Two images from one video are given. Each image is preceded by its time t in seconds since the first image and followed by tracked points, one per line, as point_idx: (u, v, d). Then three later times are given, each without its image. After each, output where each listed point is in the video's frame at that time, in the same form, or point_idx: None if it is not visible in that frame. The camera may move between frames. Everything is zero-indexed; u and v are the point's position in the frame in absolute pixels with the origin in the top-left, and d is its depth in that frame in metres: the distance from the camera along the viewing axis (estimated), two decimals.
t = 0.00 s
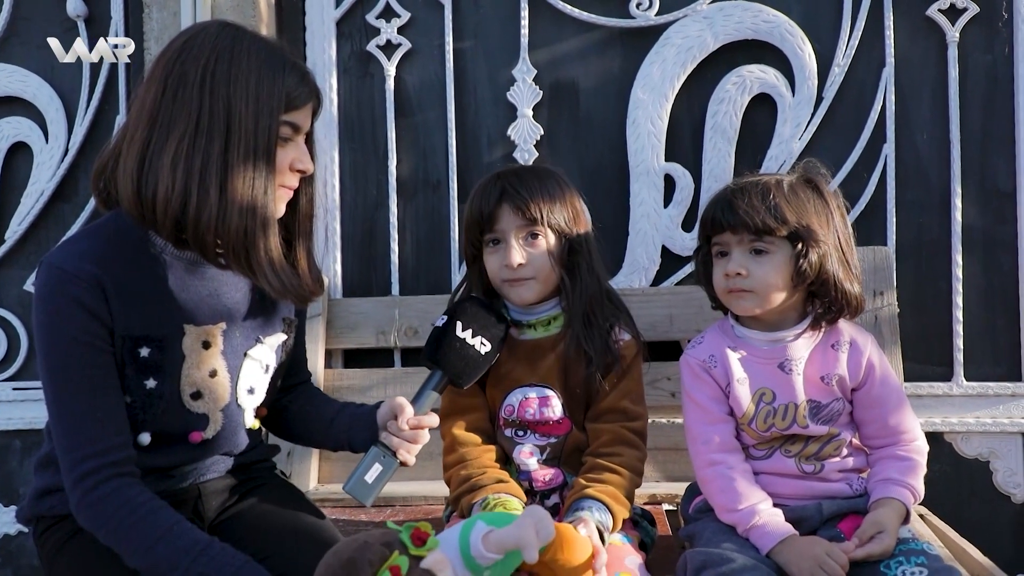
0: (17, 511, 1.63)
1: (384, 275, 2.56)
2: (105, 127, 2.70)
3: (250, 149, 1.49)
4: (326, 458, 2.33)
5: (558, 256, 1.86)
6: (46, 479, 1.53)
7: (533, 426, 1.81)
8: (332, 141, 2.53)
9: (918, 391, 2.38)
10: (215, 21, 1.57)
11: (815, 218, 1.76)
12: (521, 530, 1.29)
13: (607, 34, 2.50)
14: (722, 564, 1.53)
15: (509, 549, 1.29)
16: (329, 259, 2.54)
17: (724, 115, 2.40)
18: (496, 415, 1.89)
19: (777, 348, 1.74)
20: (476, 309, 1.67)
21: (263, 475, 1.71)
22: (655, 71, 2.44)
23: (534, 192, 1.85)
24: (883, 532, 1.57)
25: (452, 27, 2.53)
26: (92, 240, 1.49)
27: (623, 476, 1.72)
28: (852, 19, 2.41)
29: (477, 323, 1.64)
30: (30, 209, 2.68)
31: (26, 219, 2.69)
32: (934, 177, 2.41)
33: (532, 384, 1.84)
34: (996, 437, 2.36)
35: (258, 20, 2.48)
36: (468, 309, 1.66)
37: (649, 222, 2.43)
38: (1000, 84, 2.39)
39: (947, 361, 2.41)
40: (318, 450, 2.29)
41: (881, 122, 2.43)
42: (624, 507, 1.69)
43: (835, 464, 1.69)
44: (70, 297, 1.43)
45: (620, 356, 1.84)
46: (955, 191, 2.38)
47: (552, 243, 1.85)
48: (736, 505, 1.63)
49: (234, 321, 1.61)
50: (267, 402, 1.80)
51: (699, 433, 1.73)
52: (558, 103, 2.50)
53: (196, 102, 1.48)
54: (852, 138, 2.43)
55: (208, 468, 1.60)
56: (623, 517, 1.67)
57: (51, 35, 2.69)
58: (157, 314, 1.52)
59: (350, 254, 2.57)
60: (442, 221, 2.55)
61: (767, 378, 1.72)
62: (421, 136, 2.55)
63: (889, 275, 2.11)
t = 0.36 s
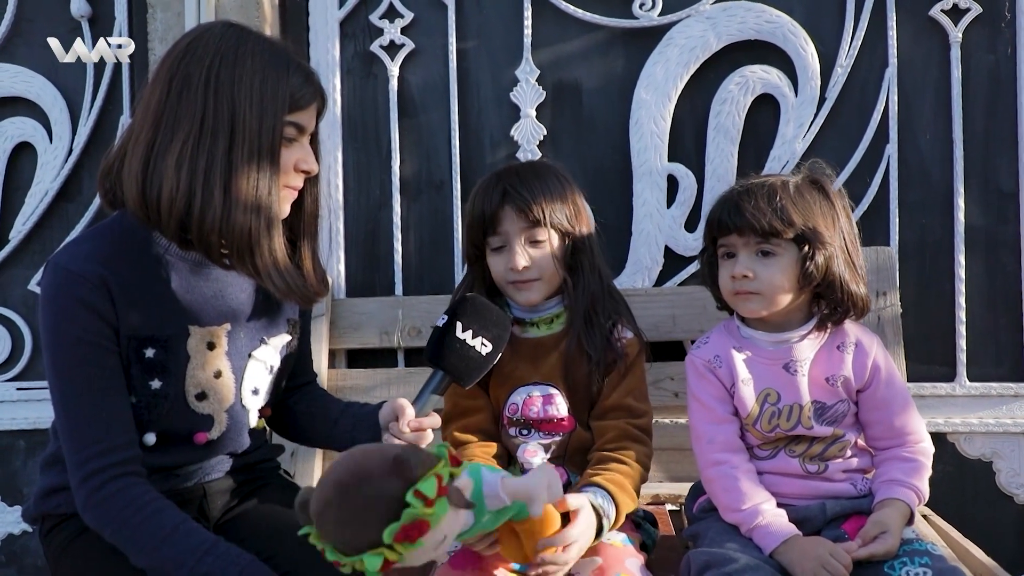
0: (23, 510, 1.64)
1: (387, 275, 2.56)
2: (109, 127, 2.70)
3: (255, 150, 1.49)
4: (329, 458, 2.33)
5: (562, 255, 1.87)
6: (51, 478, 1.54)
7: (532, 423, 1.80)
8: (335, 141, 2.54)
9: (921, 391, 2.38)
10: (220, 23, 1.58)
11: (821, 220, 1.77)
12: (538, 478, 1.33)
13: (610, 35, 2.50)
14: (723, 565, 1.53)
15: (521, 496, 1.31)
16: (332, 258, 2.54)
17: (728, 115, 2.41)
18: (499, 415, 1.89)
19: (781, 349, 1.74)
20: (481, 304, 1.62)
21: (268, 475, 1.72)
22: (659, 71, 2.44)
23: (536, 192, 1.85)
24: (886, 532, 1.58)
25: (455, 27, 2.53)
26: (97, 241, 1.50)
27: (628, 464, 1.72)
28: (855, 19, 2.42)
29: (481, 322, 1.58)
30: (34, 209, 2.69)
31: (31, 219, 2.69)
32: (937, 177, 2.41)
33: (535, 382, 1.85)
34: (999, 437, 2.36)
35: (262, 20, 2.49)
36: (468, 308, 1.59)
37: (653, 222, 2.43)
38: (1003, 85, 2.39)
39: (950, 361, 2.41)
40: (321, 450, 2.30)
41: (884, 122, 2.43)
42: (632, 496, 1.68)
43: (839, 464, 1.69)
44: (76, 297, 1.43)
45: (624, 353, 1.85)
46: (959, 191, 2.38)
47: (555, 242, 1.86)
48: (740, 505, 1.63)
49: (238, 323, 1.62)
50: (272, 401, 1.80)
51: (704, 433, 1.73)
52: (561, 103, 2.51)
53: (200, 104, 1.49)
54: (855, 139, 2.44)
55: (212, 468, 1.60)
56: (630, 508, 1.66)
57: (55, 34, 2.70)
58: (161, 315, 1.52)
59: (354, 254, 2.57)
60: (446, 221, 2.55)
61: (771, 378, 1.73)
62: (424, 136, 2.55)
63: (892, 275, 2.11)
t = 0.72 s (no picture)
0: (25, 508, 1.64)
1: (388, 274, 2.57)
2: (110, 126, 2.71)
3: (256, 149, 1.49)
4: (330, 457, 2.33)
5: (576, 258, 1.88)
6: (54, 477, 1.54)
7: (546, 417, 1.70)
8: (337, 141, 2.54)
9: (921, 391, 2.39)
10: (220, 22, 1.58)
11: (823, 220, 1.77)
12: (569, 433, 1.40)
13: (612, 35, 2.51)
14: (724, 560, 1.54)
15: (556, 448, 1.36)
16: (333, 258, 2.55)
17: (729, 116, 2.41)
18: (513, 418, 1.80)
19: (784, 348, 1.75)
20: (488, 305, 1.64)
21: (270, 475, 1.72)
22: (660, 72, 2.44)
23: (549, 198, 1.84)
24: (887, 529, 1.58)
25: (457, 27, 2.54)
26: (99, 241, 1.50)
27: (653, 428, 1.72)
28: (856, 20, 2.42)
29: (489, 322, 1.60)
30: (36, 208, 2.69)
31: (32, 218, 2.70)
32: (938, 178, 2.42)
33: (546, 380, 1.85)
34: (999, 437, 2.36)
35: (264, 20, 2.50)
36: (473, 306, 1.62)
37: (654, 222, 2.44)
38: (1004, 86, 2.40)
39: (950, 361, 2.42)
40: (322, 449, 2.30)
41: (884, 123, 2.43)
42: (656, 456, 1.66)
43: (840, 462, 1.70)
44: (78, 298, 1.43)
45: (635, 345, 1.86)
46: (959, 192, 2.39)
47: (569, 247, 1.86)
48: (741, 501, 1.64)
49: (238, 322, 1.62)
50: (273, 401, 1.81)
51: (706, 430, 1.73)
52: (563, 103, 2.51)
53: (201, 103, 1.49)
54: (856, 140, 2.44)
55: (214, 467, 1.61)
56: (653, 465, 1.65)
57: (56, 34, 2.70)
58: (163, 314, 1.53)
59: (355, 253, 2.58)
60: (447, 221, 2.56)
61: (773, 377, 1.73)
62: (426, 136, 2.55)
63: (893, 276, 2.12)
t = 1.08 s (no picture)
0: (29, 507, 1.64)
1: (391, 275, 2.57)
2: (113, 126, 2.71)
3: (262, 151, 1.50)
4: (332, 457, 2.34)
5: (582, 260, 1.88)
6: (59, 476, 1.55)
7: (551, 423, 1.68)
8: (340, 141, 2.55)
9: (922, 394, 2.39)
10: (226, 23, 1.59)
11: (825, 223, 1.78)
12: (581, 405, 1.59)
13: (614, 38, 2.51)
14: (730, 553, 1.55)
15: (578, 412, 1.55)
16: (336, 258, 2.55)
17: (731, 118, 2.42)
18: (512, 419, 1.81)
19: (786, 350, 1.75)
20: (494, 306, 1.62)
21: (272, 474, 1.72)
22: (662, 74, 2.45)
23: (558, 200, 1.84)
24: (885, 526, 1.58)
25: (460, 28, 2.54)
26: (106, 241, 1.50)
27: (639, 431, 1.77)
28: (858, 23, 2.43)
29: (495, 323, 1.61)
30: (38, 208, 2.70)
31: (35, 218, 2.70)
32: (939, 181, 2.43)
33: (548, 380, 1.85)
34: (999, 440, 2.37)
35: (267, 21, 2.50)
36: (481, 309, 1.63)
37: (656, 224, 2.44)
38: (1005, 89, 2.40)
39: (951, 364, 2.42)
40: (325, 450, 2.30)
41: (886, 126, 2.44)
42: (636, 455, 1.71)
43: (841, 463, 1.70)
44: (84, 299, 1.44)
45: (637, 348, 1.87)
46: (960, 195, 2.39)
47: (576, 249, 1.86)
48: (742, 500, 1.65)
49: (243, 323, 1.62)
50: (278, 401, 1.82)
51: (708, 431, 1.74)
52: (565, 105, 2.52)
53: (208, 105, 1.50)
54: (858, 142, 2.45)
55: (217, 467, 1.61)
56: (632, 462, 1.70)
57: (60, 34, 2.71)
58: (167, 314, 1.53)
59: (357, 254, 2.58)
60: (449, 223, 2.56)
61: (776, 378, 1.74)
62: (428, 138, 2.56)
63: (894, 278, 2.12)
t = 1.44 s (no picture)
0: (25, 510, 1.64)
1: (388, 277, 2.57)
2: (111, 128, 2.71)
3: (263, 154, 1.50)
4: (330, 459, 2.34)
5: (580, 265, 1.87)
6: (55, 478, 1.54)
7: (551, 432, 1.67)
8: (338, 143, 2.54)
9: (920, 396, 2.39)
10: (226, 27, 1.59)
11: (823, 225, 1.78)
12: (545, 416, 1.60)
13: (612, 40, 2.51)
14: (730, 556, 1.54)
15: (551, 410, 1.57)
16: (334, 260, 2.55)
17: (729, 120, 2.42)
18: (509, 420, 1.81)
19: (785, 351, 1.75)
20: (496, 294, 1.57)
21: (270, 477, 1.71)
22: (660, 76, 2.45)
23: (554, 205, 1.84)
24: (882, 525, 1.59)
25: (458, 30, 2.54)
26: (106, 243, 1.50)
27: (616, 438, 1.74)
28: (856, 25, 2.43)
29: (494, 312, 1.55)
30: (36, 210, 2.69)
31: (32, 220, 2.69)
32: (937, 183, 2.43)
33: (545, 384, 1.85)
34: (997, 442, 2.37)
35: (265, 23, 2.50)
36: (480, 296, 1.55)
37: (654, 226, 2.44)
38: (1003, 92, 2.41)
39: (949, 366, 2.42)
40: (322, 452, 2.30)
41: (884, 128, 2.44)
42: (613, 455, 1.70)
43: (839, 465, 1.70)
44: (84, 301, 1.43)
45: (633, 354, 1.87)
46: (958, 198, 2.39)
47: (574, 254, 1.85)
48: (742, 503, 1.64)
49: (242, 325, 1.62)
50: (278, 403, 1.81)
51: (707, 433, 1.74)
52: (563, 107, 2.52)
53: (209, 108, 1.49)
54: (856, 144, 2.45)
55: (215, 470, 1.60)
56: (610, 462, 1.69)
57: (58, 35, 2.70)
58: (168, 316, 1.52)
59: (355, 256, 2.58)
60: (448, 225, 2.56)
61: (774, 380, 1.74)
62: (426, 139, 2.56)
63: (892, 281, 2.12)
